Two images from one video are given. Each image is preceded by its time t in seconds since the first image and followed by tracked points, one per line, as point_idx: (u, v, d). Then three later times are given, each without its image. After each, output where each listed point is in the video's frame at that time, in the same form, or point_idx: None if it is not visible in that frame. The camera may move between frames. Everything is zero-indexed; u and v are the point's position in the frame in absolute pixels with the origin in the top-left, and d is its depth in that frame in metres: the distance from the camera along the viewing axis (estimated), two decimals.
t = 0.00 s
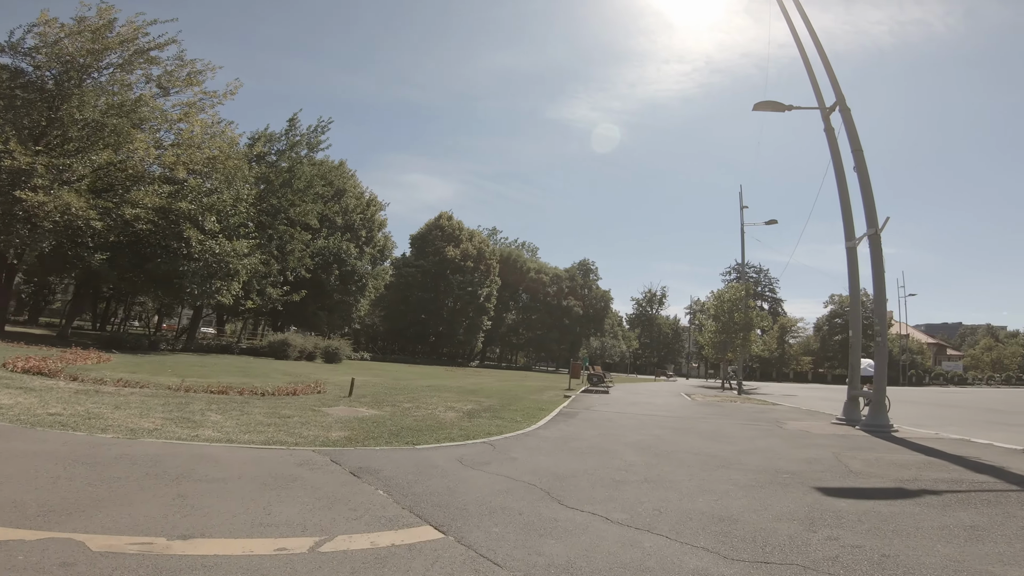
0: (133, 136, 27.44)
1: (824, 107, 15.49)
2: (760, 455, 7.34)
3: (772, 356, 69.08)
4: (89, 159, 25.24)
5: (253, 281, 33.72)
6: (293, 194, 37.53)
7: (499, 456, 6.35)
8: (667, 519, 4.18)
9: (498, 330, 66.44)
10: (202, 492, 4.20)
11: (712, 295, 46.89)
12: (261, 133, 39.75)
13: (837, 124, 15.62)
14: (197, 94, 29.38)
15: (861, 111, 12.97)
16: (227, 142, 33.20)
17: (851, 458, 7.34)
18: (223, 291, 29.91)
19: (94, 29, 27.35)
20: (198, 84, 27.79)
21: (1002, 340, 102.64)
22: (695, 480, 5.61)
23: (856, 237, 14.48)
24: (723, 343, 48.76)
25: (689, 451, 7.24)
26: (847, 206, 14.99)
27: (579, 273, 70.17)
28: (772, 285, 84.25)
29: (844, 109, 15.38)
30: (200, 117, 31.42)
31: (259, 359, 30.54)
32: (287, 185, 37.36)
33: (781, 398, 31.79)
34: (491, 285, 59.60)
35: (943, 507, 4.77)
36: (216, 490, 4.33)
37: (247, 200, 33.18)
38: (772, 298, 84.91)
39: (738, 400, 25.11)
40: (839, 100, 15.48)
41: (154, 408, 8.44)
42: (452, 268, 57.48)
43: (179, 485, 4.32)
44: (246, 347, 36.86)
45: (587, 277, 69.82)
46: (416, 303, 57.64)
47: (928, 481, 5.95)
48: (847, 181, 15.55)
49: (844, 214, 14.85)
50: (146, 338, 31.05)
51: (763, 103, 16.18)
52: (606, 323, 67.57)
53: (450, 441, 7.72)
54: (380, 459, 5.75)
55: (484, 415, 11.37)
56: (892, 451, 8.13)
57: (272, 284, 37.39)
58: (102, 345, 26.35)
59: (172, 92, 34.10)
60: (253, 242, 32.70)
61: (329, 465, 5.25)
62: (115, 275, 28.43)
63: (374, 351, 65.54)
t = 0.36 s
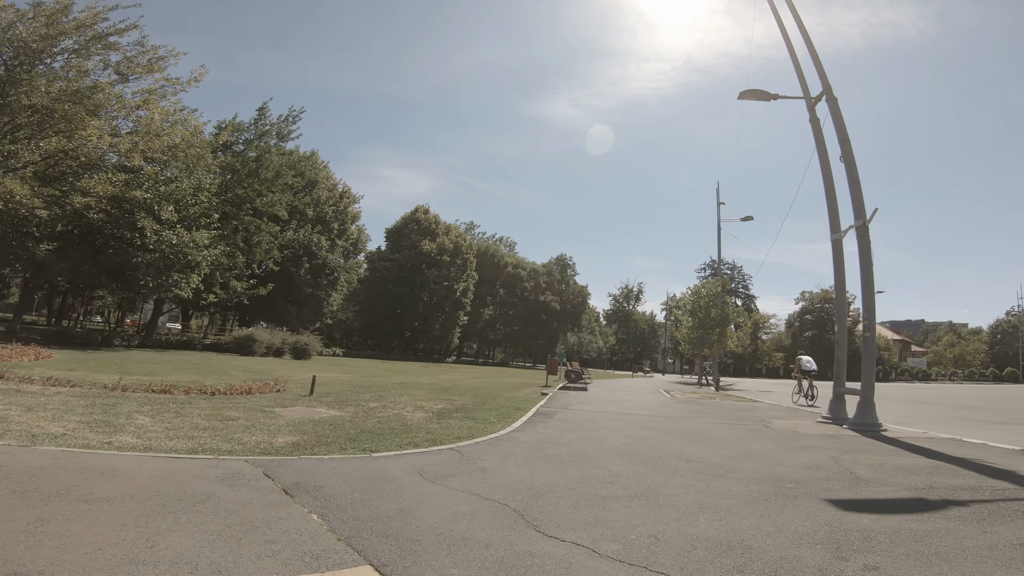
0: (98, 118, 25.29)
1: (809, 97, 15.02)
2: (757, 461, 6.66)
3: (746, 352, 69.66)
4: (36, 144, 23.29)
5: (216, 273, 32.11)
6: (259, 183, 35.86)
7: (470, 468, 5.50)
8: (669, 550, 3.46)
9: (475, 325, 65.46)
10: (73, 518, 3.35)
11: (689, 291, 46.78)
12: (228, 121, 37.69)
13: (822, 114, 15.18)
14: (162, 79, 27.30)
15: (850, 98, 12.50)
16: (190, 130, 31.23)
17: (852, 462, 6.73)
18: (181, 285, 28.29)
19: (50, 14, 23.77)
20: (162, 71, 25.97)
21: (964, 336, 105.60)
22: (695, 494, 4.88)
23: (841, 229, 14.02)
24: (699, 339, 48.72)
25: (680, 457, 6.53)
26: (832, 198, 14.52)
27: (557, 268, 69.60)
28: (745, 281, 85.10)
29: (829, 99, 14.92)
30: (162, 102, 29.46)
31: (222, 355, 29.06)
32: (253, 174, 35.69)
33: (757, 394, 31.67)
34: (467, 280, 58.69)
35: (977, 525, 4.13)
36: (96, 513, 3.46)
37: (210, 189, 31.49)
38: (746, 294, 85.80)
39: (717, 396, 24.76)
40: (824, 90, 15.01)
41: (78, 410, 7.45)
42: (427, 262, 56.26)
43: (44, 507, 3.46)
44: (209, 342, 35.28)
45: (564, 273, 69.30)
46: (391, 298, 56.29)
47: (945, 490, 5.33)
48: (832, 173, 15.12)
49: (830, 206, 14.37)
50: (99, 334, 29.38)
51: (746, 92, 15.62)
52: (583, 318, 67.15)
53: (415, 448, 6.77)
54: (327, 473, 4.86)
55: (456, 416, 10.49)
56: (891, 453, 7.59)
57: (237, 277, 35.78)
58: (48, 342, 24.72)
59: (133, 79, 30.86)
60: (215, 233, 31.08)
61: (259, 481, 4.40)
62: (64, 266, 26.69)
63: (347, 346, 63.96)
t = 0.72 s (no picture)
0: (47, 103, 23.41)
1: (791, 88, 14.65)
2: (746, 467, 6.07)
3: (716, 348, 70.31)
4: None
5: (172, 264, 30.36)
6: (220, 172, 34.16)
7: (425, 480, 4.77)
8: None
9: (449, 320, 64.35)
10: None
11: (662, 287, 46.65)
12: (189, 108, 35.87)
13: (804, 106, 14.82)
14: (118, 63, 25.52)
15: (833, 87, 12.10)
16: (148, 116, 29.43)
17: (847, 467, 6.20)
18: (130, 275, 26.66)
19: None
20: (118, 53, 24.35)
21: (923, 334, 108.83)
22: (687, 510, 4.23)
23: (822, 222, 13.65)
24: (672, 335, 48.72)
25: (664, 463, 5.89)
26: (812, 191, 14.13)
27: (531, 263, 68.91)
28: (716, 278, 86.04)
29: (812, 89, 14.55)
30: (116, 84, 27.64)
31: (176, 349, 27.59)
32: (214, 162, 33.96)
33: (730, 390, 31.60)
34: (440, 274, 57.62)
35: (1011, 545, 3.60)
36: None
37: (166, 176, 29.78)
38: (718, 291, 86.68)
39: (692, 393, 24.52)
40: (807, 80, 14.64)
41: None
42: (400, 255, 54.90)
43: None
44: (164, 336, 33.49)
45: (539, 268, 68.64)
46: (362, 292, 54.85)
47: (955, 499, 4.84)
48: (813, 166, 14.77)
49: (810, 199, 13.99)
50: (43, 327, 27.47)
51: (728, 81, 15.15)
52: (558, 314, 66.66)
53: (368, 455, 5.93)
54: (245, 487, 4.14)
55: (421, 416, 9.68)
56: (884, 455, 7.15)
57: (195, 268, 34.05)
58: None
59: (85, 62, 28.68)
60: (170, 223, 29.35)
61: (155, 498, 3.72)
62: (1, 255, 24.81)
63: (316, 341, 62.24)
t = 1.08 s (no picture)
0: None
1: (771, 77, 14.19)
2: (732, 477, 5.41)
3: (687, 345, 70.74)
4: None
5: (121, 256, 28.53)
6: (176, 159, 32.30)
7: (356, 500, 4.02)
8: None
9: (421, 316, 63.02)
10: None
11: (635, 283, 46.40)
12: (146, 95, 33.89)
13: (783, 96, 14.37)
14: (70, 49, 23.79)
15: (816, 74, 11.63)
16: (99, 102, 27.57)
17: (840, 475, 5.64)
18: (73, 267, 24.85)
19: None
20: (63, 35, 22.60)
21: (883, 332, 112.12)
22: (674, 542, 3.52)
23: (800, 216, 13.21)
24: (645, 331, 48.60)
25: (641, 475, 5.19)
26: (790, 183, 13.69)
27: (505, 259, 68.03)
28: (687, 276, 86.67)
29: (791, 79, 14.11)
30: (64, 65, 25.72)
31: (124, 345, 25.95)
32: (169, 150, 32.08)
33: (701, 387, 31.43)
34: (412, 269, 56.28)
35: None
36: None
37: (115, 163, 27.87)
38: (689, 288, 87.36)
39: (663, 391, 24.14)
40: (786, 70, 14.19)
41: None
42: (370, 249, 53.41)
43: None
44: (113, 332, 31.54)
45: (513, 264, 67.74)
46: (331, 287, 53.16)
47: (970, 515, 4.32)
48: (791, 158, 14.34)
49: (788, 191, 13.54)
50: None
51: (707, 69, 14.60)
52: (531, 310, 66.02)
53: (296, 467, 5.07)
54: (113, 509, 3.50)
55: (376, 417, 8.78)
56: (875, 460, 6.64)
57: (148, 260, 32.17)
58: None
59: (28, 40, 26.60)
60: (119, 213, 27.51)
61: None
62: None
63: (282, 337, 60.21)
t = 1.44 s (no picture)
0: None
1: (758, 65, 13.63)
2: (734, 493, 4.70)
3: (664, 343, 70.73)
4: None
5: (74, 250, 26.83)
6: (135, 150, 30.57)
7: (274, 533, 3.23)
8: None
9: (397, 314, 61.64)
10: None
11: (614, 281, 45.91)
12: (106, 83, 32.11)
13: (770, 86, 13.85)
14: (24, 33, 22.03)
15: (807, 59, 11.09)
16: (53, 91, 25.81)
17: (851, 488, 5.00)
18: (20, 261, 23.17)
19: None
20: (15, 19, 20.85)
21: (854, 331, 114.27)
22: None
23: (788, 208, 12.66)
24: (624, 329, 48.21)
25: (630, 493, 4.44)
26: (778, 175, 13.14)
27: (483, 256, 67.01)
28: (665, 274, 86.79)
29: (779, 68, 13.58)
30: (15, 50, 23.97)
31: (74, 343, 24.35)
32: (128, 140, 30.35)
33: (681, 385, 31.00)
34: (389, 265, 54.94)
35: None
36: None
37: (68, 152, 26.12)
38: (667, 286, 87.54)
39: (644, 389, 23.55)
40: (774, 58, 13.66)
41: None
42: (345, 245, 51.99)
43: None
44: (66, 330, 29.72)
45: (492, 261, 66.62)
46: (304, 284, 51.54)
47: (1015, 536, 3.71)
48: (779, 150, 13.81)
49: (776, 183, 12.98)
50: None
51: (693, 56, 13.98)
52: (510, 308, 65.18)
53: (213, 485, 4.22)
54: None
55: (333, 423, 7.87)
56: (884, 468, 6.03)
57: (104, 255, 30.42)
58: None
59: None
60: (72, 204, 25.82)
61: None
62: None
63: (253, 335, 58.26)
